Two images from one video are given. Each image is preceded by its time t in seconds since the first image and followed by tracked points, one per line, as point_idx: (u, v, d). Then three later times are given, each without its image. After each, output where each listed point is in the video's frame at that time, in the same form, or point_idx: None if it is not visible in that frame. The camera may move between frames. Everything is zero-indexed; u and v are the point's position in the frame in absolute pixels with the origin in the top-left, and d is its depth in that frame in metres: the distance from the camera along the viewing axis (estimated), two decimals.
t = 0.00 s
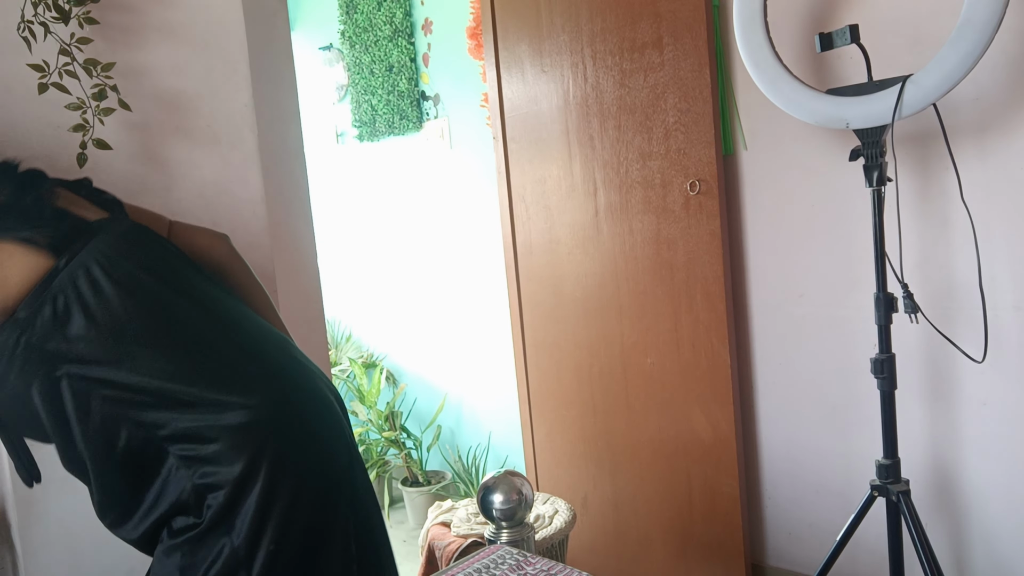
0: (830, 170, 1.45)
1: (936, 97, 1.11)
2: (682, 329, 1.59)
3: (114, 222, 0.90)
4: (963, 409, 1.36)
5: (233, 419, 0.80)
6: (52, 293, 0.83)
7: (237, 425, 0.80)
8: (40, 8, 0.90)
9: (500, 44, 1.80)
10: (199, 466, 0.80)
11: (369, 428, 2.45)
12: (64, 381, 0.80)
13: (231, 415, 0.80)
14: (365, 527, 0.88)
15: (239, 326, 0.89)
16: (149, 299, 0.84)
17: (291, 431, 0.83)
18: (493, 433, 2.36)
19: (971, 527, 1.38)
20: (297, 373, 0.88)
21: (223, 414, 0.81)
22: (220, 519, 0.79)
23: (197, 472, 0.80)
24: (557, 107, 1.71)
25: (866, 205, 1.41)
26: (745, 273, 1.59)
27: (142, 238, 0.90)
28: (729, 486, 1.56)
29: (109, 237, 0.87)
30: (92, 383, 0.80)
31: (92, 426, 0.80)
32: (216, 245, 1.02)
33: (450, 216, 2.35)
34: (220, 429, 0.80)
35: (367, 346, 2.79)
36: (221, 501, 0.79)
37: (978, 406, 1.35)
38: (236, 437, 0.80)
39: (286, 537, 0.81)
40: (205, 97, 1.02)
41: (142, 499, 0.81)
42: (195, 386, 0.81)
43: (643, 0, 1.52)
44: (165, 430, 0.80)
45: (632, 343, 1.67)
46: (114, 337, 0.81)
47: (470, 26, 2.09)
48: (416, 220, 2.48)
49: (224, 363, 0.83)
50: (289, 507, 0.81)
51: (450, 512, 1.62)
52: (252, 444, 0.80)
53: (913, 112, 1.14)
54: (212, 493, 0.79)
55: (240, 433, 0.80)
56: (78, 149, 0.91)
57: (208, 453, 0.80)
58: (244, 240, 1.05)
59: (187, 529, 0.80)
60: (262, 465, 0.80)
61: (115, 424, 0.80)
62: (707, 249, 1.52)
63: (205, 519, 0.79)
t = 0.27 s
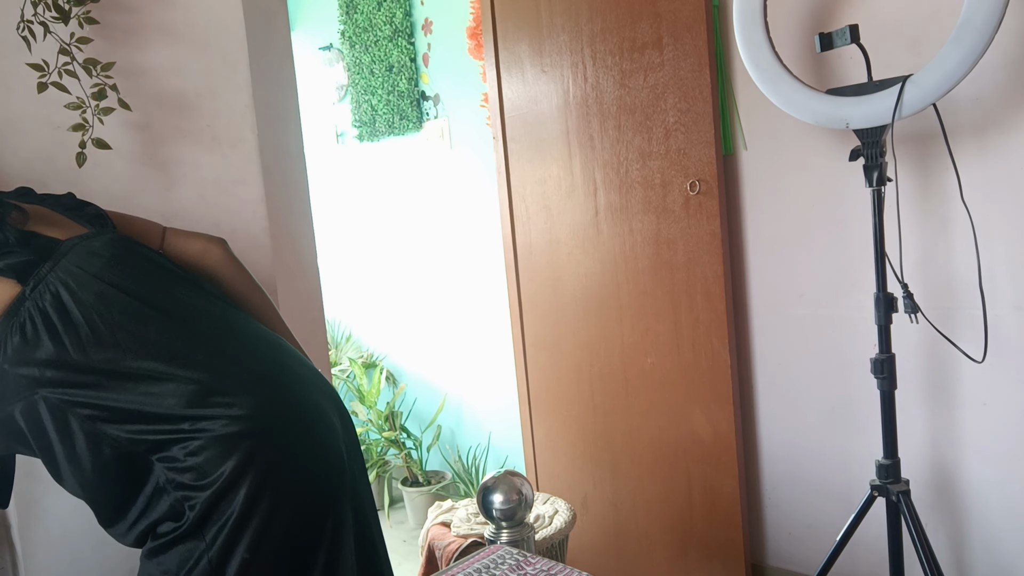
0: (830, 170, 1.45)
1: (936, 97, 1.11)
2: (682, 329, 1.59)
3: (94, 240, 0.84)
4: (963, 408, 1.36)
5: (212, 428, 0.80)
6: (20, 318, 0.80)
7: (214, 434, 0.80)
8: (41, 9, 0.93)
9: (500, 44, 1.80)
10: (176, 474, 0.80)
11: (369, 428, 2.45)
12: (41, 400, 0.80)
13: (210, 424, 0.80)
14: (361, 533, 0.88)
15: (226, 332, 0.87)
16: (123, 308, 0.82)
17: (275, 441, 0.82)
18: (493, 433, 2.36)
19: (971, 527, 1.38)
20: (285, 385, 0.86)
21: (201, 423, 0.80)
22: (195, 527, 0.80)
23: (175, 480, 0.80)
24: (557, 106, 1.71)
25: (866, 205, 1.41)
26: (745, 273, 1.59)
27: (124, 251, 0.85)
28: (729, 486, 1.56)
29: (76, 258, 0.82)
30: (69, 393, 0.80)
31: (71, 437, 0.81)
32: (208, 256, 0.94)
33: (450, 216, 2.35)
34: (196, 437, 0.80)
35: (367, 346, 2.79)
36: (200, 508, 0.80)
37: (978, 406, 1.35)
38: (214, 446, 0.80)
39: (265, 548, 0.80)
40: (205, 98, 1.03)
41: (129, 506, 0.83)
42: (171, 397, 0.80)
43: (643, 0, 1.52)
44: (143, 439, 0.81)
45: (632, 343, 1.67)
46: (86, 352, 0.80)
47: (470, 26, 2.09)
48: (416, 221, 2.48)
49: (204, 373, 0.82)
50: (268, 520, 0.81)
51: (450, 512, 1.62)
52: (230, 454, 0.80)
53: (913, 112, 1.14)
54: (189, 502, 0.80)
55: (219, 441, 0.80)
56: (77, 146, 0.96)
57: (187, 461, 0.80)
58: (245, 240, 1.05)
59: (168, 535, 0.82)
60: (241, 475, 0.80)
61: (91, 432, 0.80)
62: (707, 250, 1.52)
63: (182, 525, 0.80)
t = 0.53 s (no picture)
0: (830, 170, 1.45)
1: (936, 97, 1.11)
2: (682, 329, 1.59)
3: (127, 216, 0.93)
4: (963, 408, 1.36)
5: (229, 418, 0.92)
6: (53, 287, 0.87)
7: (234, 422, 0.92)
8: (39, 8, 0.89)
9: (500, 44, 1.80)
10: (196, 462, 0.90)
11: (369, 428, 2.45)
12: (64, 373, 0.86)
13: (229, 411, 0.92)
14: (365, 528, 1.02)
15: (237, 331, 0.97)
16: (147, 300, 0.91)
17: (289, 431, 0.96)
18: (493, 433, 2.36)
19: (970, 527, 1.38)
20: (294, 376, 1.00)
21: (223, 413, 0.92)
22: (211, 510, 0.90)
23: (194, 465, 0.90)
24: (557, 107, 1.71)
25: (866, 205, 1.41)
26: (744, 273, 1.59)
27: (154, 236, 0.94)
28: (729, 486, 1.56)
29: (113, 234, 0.91)
30: (93, 377, 0.87)
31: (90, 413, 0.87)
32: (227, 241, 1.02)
33: (450, 216, 2.36)
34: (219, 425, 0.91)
35: (367, 346, 2.79)
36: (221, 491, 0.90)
37: (979, 406, 1.35)
38: (235, 432, 0.92)
39: (276, 535, 0.93)
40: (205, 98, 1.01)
41: (134, 496, 0.90)
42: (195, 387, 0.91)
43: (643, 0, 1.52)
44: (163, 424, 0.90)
45: (631, 343, 1.67)
46: (111, 341, 0.89)
47: (470, 26, 2.09)
48: (416, 221, 2.49)
49: (223, 362, 0.93)
50: (282, 503, 0.93)
51: (450, 512, 1.62)
52: (251, 441, 0.92)
53: (913, 112, 1.14)
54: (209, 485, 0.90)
55: (238, 431, 0.92)
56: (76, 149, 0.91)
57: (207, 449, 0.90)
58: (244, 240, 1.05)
59: (181, 523, 0.90)
60: (260, 462, 0.93)
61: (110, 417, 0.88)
62: (707, 250, 1.52)
63: (199, 510, 0.90)
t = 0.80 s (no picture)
0: (830, 170, 1.45)
1: (936, 97, 1.11)
2: (682, 329, 1.59)
3: (185, 185, 0.92)
4: (963, 408, 1.37)
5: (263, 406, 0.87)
6: (119, 245, 0.85)
7: (264, 410, 0.86)
8: (41, 8, 0.91)
9: (500, 44, 1.80)
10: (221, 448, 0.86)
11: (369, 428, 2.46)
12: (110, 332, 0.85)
13: (265, 398, 0.87)
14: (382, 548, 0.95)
15: (283, 318, 0.91)
16: (195, 274, 0.86)
17: (317, 427, 0.90)
18: (493, 433, 2.37)
19: (971, 527, 1.39)
20: (334, 370, 0.94)
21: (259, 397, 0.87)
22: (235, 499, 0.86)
23: (222, 452, 0.86)
24: (557, 107, 1.71)
25: (866, 205, 1.42)
26: (745, 273, 1.59)
27: (207, 211, 0.91)
28: (729, 486, 1.56)
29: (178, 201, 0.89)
30: (136, 346, 0.85)
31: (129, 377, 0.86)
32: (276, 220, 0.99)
33: (450, 216, 2.35)
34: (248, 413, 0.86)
35: (367, 345, 2.79)
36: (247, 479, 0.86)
37: (979, 406, 1.35)
38: (261, 421, 0.86)
39: (298, 538, 0.87)
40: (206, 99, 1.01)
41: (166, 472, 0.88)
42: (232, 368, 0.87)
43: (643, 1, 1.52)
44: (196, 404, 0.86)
45: (632, 343, 1.67)
46: (157, 311, 0.85)
47: (470, 26, 2.09)
48: (416, 221, 2.48)
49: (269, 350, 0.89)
50: (307, 501, 0.88)
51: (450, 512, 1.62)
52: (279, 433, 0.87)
53: (913, 112, 1.14)
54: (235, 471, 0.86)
55: (268, 421, 0.87)
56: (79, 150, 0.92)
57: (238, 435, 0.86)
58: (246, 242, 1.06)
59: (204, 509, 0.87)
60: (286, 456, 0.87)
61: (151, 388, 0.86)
62: (707, 250, 1.52)
63: (224, 497, 0.86)
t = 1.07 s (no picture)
0: (829, 170, 1.45)
1: (936, 97, 1.11)
2: (682, 329, 1.59)
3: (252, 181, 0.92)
4: (963, 408, 1.36)
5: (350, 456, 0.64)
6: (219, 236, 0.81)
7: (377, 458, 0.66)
8: (40, 8, 0.91)
9: (500, 44, 1.80)
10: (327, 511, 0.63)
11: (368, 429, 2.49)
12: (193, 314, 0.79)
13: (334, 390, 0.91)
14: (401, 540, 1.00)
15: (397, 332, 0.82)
16: (278, 280, 0.62)
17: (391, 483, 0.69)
18: (493, 432, 2.37)
19: (971, 527, 1.38)
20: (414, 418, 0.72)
21: (344, 446, 0.64)
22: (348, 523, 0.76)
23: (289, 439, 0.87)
24: (557, 107, 1.71)
25: (865, 205, 1.42)
26: (745, 273, 1.59)
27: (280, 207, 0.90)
28: (729, 486, 1.56)
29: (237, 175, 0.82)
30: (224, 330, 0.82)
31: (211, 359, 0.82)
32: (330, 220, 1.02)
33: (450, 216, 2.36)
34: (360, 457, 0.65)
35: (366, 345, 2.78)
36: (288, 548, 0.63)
37: (979, 406, 1.35)
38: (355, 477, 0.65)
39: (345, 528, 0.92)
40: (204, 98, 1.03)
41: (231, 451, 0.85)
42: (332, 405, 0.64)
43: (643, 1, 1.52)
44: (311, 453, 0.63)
45: (632, 343, 1.67)
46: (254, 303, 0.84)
47: (470, 26, 2.09)
48: (416, 221, 2.48)
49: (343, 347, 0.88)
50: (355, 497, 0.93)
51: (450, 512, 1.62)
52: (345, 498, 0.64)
53: (913, 112, 1.14)
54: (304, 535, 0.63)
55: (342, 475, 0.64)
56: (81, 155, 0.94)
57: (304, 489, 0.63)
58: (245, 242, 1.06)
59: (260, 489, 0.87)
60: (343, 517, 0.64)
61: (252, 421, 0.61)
62: (707, 250, 1.52)
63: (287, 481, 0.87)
